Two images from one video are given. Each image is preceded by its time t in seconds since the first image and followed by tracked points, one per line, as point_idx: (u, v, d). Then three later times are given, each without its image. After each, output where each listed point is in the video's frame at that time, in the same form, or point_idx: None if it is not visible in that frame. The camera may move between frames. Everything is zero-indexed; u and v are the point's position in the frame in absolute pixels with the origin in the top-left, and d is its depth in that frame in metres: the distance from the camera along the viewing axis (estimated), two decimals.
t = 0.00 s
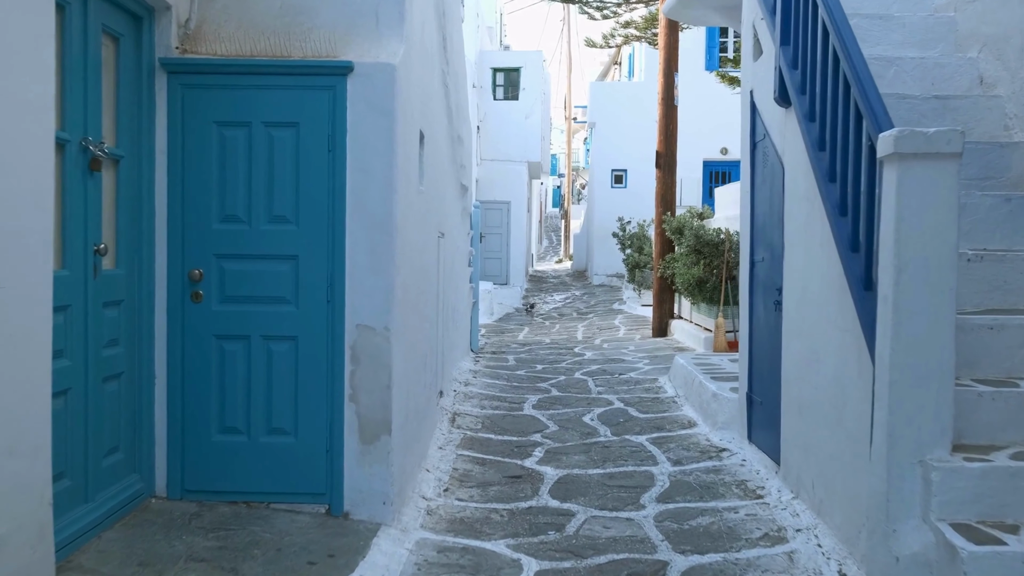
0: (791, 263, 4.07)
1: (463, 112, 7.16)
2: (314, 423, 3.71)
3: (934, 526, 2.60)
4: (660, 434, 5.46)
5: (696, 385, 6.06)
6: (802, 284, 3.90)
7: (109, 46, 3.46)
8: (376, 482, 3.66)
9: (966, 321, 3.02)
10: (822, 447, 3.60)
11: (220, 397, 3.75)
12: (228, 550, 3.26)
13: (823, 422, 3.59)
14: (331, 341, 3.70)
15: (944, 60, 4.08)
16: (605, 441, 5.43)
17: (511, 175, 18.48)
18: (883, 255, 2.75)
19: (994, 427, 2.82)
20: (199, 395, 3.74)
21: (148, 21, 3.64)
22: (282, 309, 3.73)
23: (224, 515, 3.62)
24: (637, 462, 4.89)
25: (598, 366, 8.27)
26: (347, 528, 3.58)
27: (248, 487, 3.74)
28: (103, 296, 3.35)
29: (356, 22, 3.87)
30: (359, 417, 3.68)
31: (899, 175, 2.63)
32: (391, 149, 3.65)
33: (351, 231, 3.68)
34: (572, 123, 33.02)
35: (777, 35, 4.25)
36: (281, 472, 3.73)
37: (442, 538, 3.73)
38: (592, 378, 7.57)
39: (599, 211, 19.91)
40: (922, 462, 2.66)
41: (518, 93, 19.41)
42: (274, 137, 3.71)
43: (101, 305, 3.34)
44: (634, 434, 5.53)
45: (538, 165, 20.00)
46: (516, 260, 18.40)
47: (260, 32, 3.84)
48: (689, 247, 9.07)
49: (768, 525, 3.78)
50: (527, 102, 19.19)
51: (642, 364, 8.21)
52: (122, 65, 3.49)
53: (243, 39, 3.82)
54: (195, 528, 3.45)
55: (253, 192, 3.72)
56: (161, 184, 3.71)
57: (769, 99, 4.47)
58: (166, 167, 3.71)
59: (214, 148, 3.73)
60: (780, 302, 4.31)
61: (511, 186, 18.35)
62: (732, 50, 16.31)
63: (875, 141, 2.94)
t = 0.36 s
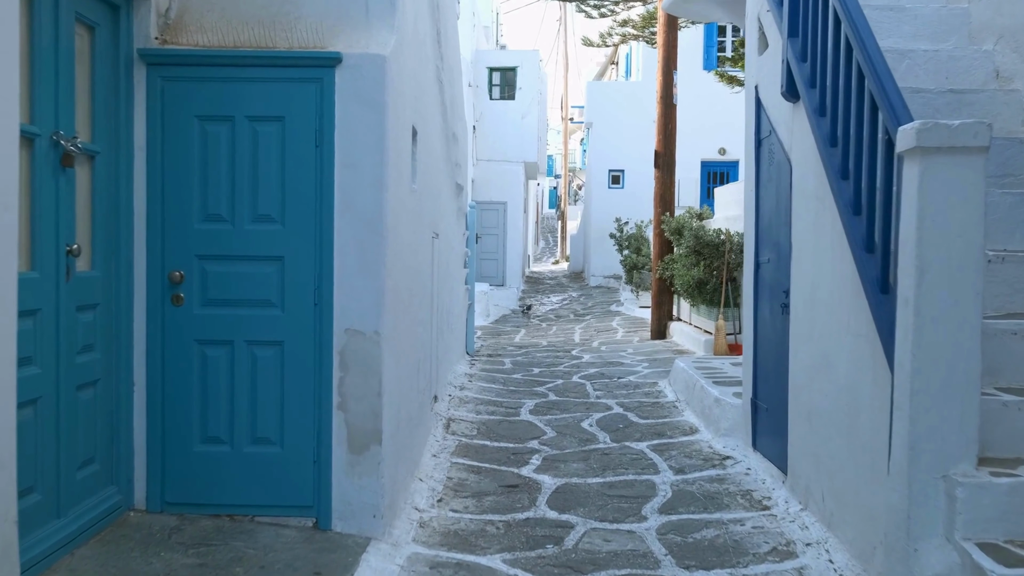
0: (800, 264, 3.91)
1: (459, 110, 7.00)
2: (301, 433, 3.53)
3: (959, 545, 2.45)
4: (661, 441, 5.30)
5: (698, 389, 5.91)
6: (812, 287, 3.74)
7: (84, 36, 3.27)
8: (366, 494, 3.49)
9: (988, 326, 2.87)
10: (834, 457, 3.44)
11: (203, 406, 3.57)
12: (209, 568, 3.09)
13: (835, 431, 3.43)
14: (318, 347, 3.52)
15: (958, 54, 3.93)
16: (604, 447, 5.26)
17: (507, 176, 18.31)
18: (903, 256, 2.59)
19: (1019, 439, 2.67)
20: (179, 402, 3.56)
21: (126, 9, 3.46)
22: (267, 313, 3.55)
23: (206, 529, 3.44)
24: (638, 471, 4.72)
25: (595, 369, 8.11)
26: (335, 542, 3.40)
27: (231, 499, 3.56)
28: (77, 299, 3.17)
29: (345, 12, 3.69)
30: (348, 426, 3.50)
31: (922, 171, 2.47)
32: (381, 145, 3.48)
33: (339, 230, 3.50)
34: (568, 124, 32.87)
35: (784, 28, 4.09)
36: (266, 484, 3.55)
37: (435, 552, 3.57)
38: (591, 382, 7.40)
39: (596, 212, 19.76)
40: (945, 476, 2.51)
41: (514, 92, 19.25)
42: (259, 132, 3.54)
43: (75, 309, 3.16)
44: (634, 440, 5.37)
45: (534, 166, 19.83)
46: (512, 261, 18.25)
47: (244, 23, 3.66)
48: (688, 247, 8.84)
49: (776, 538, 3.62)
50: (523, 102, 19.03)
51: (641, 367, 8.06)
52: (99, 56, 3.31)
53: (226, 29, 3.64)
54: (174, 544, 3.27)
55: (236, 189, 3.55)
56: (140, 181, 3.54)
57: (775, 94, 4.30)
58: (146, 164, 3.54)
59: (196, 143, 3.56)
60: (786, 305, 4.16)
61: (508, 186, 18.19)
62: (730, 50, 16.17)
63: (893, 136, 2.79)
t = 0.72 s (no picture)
0: (809, 267, 3.74)
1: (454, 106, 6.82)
2: (285, 445, 3.35)
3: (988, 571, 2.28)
4: (663, 448, 5.13)
5: (700, 394, 5.74)
6: (823, 290, 3.56)
7: (54, 27, 3.09)
8: (355, 509, 3.31)
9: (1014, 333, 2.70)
10: (847, 470, 3.26)
11: (182, 417, 3.39)
12: None
13: (848, 443, 3.25)
14: (304, 354, 3.35)
15: (974, 46, 3.76)
16: (604, 455, 5.09)
17: (504, 174, 18.12)
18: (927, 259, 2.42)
19: None
20: (158, 413, 3.38)
21: None
22: (250, 318, 3.37)
23: (185, 547, 3.26)
24: (639, 480, 4.55)
25: (595, 372, 7.94)
26: (321, 561, 3.23)
27: (213, 515, 3.38)
28: (47, 305, 2.99)
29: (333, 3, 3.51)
30: (336, 438, 3.32)
31: (948, 169, 2.30)
32: (370, 142, 3.30)
33: (326, 232, 3.33)
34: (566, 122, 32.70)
35: (793, 20, 3.92)
36: (249, 499, 3.37)
37: (428, 570, 3.39)
38: (589, 386, 7.22)
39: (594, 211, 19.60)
40: (972, 495, 2.34)
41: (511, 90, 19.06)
42: (241, 128, 3.36)
43: (45, 315, 2.98)
44: (635, 447, 5.20)
45: (531, 164, 19.63)
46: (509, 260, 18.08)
47: (224, 13, 3.47)
48: (688, 247, 8.66)
49: (786, 555, 3.44)
50: (521, 100, 18.84)
51: (640, 370, 7.89)
52: (70, 48, 3.13)
53: (206, 20, 3.44)
54: (151, 565, 3.09)
55: (218, 189, 3.37)
56: (116, 180, 3.36)
57: (783, 89, 4.13)
58: (122, 162, 3.36)
59: (175, 140, 3.38)
60: (795, 308, 3.98)
61: (505, 185, 18.01)
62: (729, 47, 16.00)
63: (914, 132, 2.62)
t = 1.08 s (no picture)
0: (820, 269, 3.57)
1: (450, 103, 6.63)
2: (269, 458, 3.18)
3: None
4: (665, 455, 4.96)
5: (703, 398, 5.57)
6: (835, 294, 3.39)
7: (23, 14, 2.89)
8: (342, 526, 3.14)
9: None
10: (862, 484, 3.10)
11: (160, 428, 3.21)
12: None
13: (863, 455, 3.08)
14: (288, 363, 3.17)
15: (992, 38, 3.59)
16: (604, 463, 4.92)
17: (501, 173, 17.92)
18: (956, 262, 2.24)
19: None
20: (135, 424, 3.20)
21: None
22: (232, 324, 3.19)
23: (163, 566, 3.08)
24: (641, 490, 4.38)
25: (593, 374, 7.77)
26: None
27: (192, 532, 3.20)
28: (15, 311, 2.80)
29: None
30: (323, 451, 3.15)
31: (979, 166, 2.13)
32: (359, 139, 3.12)
33: (312, 233, 3.15)
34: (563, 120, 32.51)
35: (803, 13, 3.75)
36: (231, 514, 3.20)
37: None
38: (588, 389, 7.04)
39: (592, 210, 19.43)
40: (1004, 518, 2.17)
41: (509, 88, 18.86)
42: (223, 123, 3.18)
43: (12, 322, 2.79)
44: (636, 455, 5.03)
45: (529, 163, 19.45)
46: (507, 260, 17.90)
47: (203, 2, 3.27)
48: (688, 247, 8.49)
49: (797, 572, 3.27)
50: (518, 98, 18.65)
51: (640, 372, 7.72)
52: (39, 37, 2.94)
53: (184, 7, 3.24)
54: None
55: (197, 188, 3.19)
56: (90, 178, 3.18)
57: (791, 83, 3.96)
58: (97, 158, 3.18)
59: (152, 136, 3.19)
60: (804, 312, 3.81)
61: (502, 183, 17.82)
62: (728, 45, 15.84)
63: (938, 126, 2.45)
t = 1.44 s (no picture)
0: (832, 270, 3.40)
1: (445, 99, 6.46)
2: (250, 471, 3.01)
3: None
4: (667, 463, 4.79)
5: (705, 403, 5.41)
6: (848, 297, 3.23)
7: None
8: (329, 543, 2.96)
9: None
10: (878, 498, 2.93)
11: (136, 439, 3.04)
12: None
13: (880, 468, 2.92)
14: (272, 370, 3.00)
15: (1011, 28, 3.42)
16: (604, 471, 4.75)
17: (499, 173, 17.74)
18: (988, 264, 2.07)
19: None
20: (110, 434, 3.03)
21: None
22: (212, 329, 3.02)
23: None
24: (643, 501, 4.21)
25: (592, 378, 7.61)
26: None
27: (171, 549, 3.03)
28: None
29: None
30: (308, 463, 2.97)
31: (1015, 161, 1.96)
32: (346, 132, 2.95)
33: (296, 233, 2.98)
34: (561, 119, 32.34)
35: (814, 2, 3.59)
36: (212, 530, 3.02)
37: None
38: (587, 393, 6.88)
39: (590, 210, 19.27)
40: None
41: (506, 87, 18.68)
42: (202, 117, 3.01)
43: None
44: (637, 462, 4.86)
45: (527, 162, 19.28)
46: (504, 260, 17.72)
47: None
48: (689, 248, 8.33)
49: None
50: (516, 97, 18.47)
51: (640, 375, 7.56)
52: (6, 25, 2.75)
53: None
54: None
55: (176, 185, 3.02)
56: (62, 174, 3.00)
57: (799, 77, 3.80)
58: (70, 153, 3.00)
59: (128, 130, 3.02)
60: (814, 316, 3.65)
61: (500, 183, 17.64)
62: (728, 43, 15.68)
63: (964, 118, 2.28)
